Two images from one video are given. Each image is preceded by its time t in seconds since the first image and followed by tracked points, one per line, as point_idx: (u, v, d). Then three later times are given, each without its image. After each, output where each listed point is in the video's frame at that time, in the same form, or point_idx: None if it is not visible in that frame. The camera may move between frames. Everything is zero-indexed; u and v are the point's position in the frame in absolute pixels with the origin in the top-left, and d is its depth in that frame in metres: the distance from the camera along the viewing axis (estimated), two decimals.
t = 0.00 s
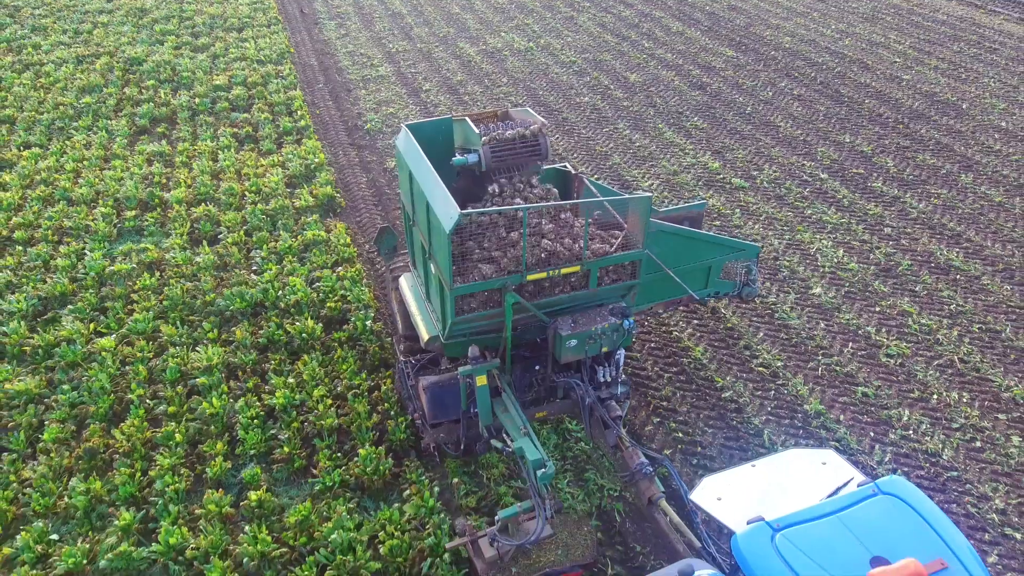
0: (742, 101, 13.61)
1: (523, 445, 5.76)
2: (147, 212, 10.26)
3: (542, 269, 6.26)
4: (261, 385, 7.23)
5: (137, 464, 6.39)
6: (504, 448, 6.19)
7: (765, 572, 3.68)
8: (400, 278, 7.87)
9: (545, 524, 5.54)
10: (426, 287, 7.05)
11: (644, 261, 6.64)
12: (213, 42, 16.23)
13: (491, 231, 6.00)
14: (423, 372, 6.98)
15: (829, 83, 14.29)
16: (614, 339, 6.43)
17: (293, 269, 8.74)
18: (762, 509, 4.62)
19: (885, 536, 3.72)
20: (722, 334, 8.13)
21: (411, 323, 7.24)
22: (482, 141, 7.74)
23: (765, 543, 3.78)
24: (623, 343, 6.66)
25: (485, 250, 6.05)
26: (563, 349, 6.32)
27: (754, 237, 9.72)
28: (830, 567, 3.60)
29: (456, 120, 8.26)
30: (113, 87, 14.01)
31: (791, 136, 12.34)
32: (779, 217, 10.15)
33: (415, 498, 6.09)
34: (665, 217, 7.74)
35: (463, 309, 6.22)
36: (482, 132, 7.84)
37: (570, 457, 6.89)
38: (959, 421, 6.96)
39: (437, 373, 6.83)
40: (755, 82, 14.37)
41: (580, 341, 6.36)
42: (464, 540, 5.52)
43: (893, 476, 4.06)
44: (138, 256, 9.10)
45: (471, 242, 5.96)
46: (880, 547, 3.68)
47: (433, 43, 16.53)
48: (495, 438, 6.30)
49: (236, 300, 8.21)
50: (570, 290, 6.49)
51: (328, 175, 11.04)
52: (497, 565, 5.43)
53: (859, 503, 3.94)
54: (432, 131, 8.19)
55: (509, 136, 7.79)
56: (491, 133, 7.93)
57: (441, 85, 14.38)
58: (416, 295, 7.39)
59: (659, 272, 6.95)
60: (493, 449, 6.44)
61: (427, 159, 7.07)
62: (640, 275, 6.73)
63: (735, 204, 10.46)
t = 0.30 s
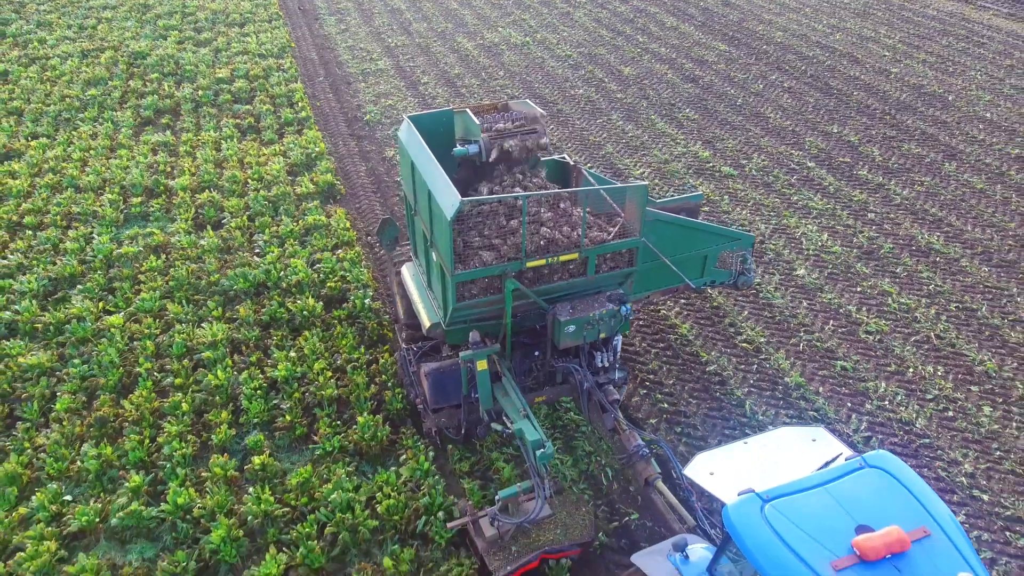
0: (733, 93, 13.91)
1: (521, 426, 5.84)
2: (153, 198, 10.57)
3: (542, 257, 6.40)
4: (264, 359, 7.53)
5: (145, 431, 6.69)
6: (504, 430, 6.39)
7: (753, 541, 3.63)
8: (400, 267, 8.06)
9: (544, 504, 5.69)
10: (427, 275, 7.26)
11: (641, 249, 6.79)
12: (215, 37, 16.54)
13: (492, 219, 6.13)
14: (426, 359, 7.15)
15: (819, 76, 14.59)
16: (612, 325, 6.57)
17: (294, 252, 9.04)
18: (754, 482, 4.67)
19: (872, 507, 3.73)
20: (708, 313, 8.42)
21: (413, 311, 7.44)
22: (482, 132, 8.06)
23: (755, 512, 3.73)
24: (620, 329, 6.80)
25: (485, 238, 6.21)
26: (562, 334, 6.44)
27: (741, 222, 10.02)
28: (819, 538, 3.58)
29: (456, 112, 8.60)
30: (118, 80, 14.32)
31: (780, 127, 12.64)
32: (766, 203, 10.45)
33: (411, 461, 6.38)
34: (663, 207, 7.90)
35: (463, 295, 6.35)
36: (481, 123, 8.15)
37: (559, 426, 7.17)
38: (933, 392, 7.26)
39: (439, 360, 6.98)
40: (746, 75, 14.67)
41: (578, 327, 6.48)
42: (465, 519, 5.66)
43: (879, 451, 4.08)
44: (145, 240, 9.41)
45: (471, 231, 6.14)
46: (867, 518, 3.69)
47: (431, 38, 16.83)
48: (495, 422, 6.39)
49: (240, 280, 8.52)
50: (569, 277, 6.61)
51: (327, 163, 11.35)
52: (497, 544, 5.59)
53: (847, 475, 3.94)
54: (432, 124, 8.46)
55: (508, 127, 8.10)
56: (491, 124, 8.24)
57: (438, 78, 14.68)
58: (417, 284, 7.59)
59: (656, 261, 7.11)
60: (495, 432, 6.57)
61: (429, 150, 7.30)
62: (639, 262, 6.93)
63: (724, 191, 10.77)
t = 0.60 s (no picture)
0: (725, 87, 14.17)
1: (518, 412, 5.93)
2: (156, 188, 10.84)
3: (538, 247, 6.54)
4: (265, 339, 7.80)
5: (151, 405, 6.96)
6: (502, 417, 6.53)
7: (743, 515, 3.73)
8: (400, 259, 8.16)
9: (540, 489, 5.72)
10: (426, 267, 7.37)
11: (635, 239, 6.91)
12: (217, 32, 16.81)
13: (489, 211, 6.30)
14: (425, 348, 7.24)
15: (810, 70, 14.85)
16: (607, 314, 6.74)
17: (294, 238, 9.32)
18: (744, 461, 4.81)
19: (858, 482, 3.85)
20: (695, 295, 8.70)
21: (412, 302, 7.55)
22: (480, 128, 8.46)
23: (744, 488, 3.84)
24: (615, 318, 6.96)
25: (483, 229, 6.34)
26: (558, 322, 6.59)
27: (729, 210, 10.29)
28: (807, 512, 3.69)
29: (455, 106, 8.84)
30: (121, 74, 14.59)
31: (770, 119, 12.90)
32: (754, 192, 10.72)
33: (406, 432, 6.64)
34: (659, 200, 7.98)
35: (462, 284, 6.52)
36: (479, 120, 8.53)
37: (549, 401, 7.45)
38: (910, 369, 7.54)
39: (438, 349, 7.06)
40: (738, 69, 14.94)
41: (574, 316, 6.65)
42: (464, 503, 5.74)
43: (865, 431, 4.20)
44: (148, 227, 9.68)
45: (468, 222, 6.27)
46: (852, 493, 3.80)
47: (429, 34, 17.10)
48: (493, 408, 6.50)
49: (242, 265, 8.79)
50: (564, 267, 6.77)
51: (326, 154, 11.63)
52: (494, 527, 5.67)
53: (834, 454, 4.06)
54: (432, 116, 8.64)
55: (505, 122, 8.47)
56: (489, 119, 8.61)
57: (436, 73, 14.95)
58: (416, 275, 7.70)
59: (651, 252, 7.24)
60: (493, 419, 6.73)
61: (428, 142, 7.44)
62: (633, 252, 7.00)
63: (713, 181, 11.03)
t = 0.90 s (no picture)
0: (715, 79, 14.47)
1: (511, 394, 5.91)
2: (158, 175, 11.13)
3: (531, 234, 6.56)
4: (264, 317, 8.09)
5: (154, 377, 7.26)
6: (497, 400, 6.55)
7: (725, 487, 3.85)
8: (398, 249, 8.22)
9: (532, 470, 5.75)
10: (423, 255, 7.42)
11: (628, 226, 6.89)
12: (217, 27, 17.12)
13: (483, 198, 6.37)
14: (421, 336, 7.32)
15: (799, 63, 15.15)
16: (600, 301, 6.70)
17: (292, 223, 9.61)
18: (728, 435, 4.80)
19: (839, 453, 3.93)
20: (680, 277, 8.99)
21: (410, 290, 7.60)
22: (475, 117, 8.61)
23: (727, 461, 3.97)
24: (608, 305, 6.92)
25: (477, 217, 6.41)
26: (551, 308, 6.54)
27: (715, 197, 10.59)
28: (787, 482, 3.78)
29: (451, 97, 9.07)
30: (124, 67, 14.88)
31: (758, 110, 13.20)
32: (740, 179, 11.02)
33: (397, 402, 6.92)
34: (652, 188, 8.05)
35: (456, 271, 6.55)
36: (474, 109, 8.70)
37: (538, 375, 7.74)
38: (883, 344, 7.84)
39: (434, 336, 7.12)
40: (728, 63, 15.23)
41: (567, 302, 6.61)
42: (457, 483, 5.81)
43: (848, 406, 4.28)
44: (151, 212, 9.97)
45: (463, 209, 6.37)
46: (833, 464, 3.88)
47: (426, 28, 17.40)
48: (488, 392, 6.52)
49: (242, 247, 9.09)
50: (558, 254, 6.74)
51: (324, 143, 11.93)
52: (488, 507, 5.72)
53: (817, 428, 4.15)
54: (428, 107, 8.93)
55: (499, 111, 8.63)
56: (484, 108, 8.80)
57: (432, 66, 15.25)
58: (413, 264, 7.76)
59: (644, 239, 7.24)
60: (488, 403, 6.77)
61: (424, 132, 7.61)
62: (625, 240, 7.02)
63: (700, 168, 11.33)
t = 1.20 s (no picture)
0: (705, 73, 14.74)
1: (505, 381, 6.06)
2: (158, 165, 11.41)
3: (524, 225, 6.78)
4: (261, 299, 8.37)
5: (155, 355, 7.53)
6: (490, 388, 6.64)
7: (710, 465, 4.18)
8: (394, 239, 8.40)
9: (525, 455, 5.91)
10: (419, 246, 7.61)
11: (619, 218, 7.17)
12: (217, 23, 17.40)
13: (477, 189, 6.67)
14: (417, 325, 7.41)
15: (788, 58, 15.42)
16: (591, 289, 6.85)
17: (289, 210, 9.89)
18: (714, 415, 5.12)
19: (818, 433, 4.26)
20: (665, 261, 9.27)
21: (406, 280, 7.78)
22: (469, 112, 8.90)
23: (712, 441, 4.31)
24: (600, 294, 7.10)
25: (472, 208, 6.71)
26: (544, 297, 6.70)
27: (701, 185, 10.88)
28: (770, 460, 4.11)
29: (446, 92, 9.31)
30: (125, 62, 15.16)
31: (746, 103, 13.47)
32: (726, 169, 11.30)
33: (389, 376, 7.20)
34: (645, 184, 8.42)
35: (452, 260, 6.76)
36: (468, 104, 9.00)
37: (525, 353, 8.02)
38: (860, 324, 8.12)
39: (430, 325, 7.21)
40: (719, 57, 15.51)
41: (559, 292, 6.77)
42: (452, 468, 6.03)
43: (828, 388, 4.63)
44: (151, 200, 10.25)
45: (458, 201, 6.65)
46: (813, 442, 4.21)
47: (422, 24, 17.67)
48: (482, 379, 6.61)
49: (240, 233, 9.37)
50: (550, 245, 6.98)
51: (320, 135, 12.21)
52: (481, 490, 5.89)
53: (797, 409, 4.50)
54: (425, 101, 9.17)
55: (493, 106, 8.93)
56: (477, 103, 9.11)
57: (427, 61, 15.52)
58: (410, 254, 7.95)
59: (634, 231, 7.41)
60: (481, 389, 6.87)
61: (420, 124, 7.82)
62: (617, 231, 7.26)
63: (688, 159, 11.60)
